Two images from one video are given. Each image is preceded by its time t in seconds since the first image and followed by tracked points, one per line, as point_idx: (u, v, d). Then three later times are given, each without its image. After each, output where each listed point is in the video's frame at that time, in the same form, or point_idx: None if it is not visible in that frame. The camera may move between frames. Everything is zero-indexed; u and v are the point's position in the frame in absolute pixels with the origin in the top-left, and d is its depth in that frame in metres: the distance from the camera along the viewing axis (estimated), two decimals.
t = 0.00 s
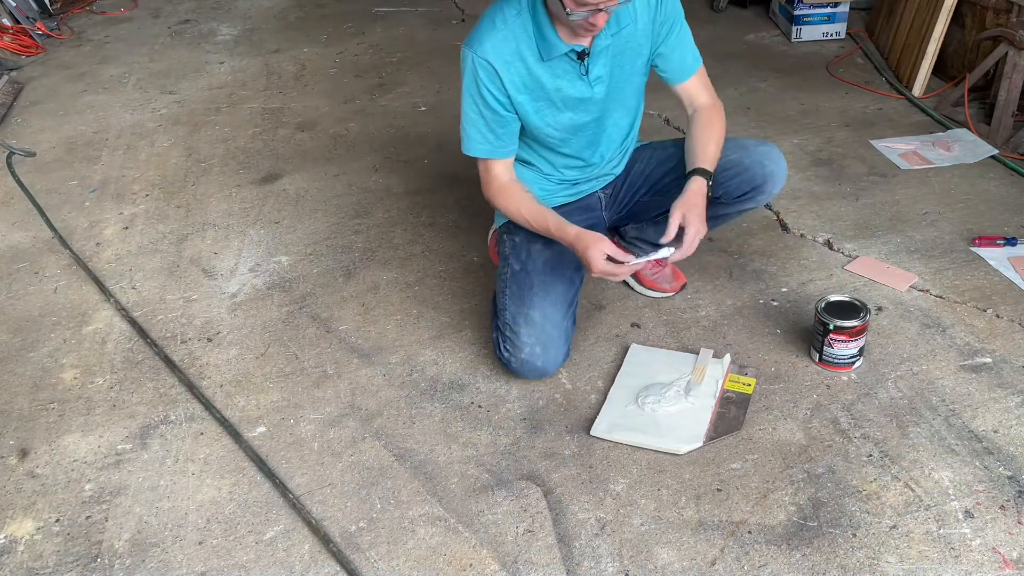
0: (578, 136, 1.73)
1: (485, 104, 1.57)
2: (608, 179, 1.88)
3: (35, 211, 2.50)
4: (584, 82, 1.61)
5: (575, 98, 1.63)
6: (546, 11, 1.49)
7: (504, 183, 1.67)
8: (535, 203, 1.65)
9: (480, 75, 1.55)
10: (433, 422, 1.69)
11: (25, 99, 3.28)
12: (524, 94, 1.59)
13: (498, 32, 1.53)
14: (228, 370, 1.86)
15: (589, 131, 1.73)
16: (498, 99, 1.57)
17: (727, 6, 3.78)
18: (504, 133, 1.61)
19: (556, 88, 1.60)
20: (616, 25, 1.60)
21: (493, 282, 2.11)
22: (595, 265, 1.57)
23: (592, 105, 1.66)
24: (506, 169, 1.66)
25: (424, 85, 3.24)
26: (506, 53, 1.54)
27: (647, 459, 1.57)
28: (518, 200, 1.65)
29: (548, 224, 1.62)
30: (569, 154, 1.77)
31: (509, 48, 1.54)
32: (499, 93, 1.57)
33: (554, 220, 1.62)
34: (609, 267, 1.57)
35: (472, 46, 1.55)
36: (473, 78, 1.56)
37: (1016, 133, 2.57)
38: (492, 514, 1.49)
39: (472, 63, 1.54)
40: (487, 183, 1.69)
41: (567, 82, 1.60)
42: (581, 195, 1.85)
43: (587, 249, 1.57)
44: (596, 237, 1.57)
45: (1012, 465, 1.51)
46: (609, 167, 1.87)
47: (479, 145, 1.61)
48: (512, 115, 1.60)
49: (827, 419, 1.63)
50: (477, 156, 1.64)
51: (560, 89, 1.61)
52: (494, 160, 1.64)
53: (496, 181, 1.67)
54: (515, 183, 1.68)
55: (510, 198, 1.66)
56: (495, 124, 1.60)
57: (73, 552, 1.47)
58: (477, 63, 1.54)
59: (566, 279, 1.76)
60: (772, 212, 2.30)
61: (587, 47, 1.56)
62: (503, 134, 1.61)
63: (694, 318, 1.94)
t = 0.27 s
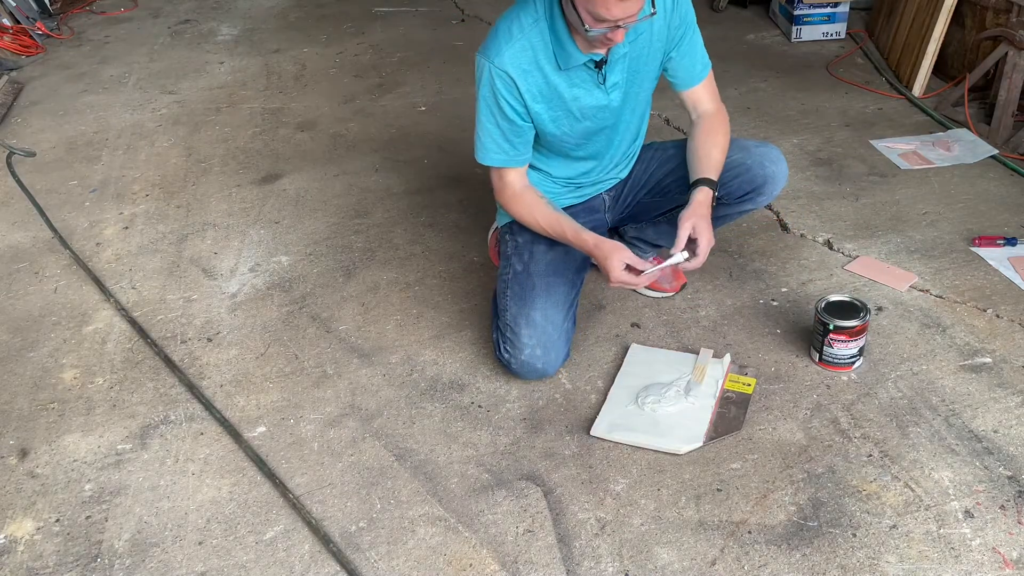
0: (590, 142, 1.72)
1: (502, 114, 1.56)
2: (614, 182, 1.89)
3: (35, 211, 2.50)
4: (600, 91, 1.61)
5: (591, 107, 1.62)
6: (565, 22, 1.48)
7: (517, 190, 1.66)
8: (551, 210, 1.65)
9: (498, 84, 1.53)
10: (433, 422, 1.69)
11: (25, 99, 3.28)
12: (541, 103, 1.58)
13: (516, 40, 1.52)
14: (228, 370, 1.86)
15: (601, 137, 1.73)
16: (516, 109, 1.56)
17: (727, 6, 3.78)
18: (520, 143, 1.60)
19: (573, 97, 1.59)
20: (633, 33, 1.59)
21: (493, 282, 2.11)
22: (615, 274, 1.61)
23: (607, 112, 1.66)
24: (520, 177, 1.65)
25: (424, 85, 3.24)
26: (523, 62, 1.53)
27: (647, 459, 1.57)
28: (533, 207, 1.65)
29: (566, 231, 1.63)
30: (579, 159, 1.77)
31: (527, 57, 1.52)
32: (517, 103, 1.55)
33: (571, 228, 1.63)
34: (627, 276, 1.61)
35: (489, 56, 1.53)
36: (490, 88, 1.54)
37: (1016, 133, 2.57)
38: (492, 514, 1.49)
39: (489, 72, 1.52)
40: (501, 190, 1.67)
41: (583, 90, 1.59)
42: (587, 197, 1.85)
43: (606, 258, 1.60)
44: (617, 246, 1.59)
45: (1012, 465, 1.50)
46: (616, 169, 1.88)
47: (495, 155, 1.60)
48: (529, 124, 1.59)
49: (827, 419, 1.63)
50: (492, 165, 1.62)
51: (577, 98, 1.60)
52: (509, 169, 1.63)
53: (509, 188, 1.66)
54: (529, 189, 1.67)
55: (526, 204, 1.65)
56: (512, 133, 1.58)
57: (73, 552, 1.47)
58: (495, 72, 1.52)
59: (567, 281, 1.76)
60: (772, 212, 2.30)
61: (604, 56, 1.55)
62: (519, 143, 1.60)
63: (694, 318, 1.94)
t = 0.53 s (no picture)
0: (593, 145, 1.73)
1: (507, 119, 1.56)
2: (615, 184, 1.89)
3: (35, 211, 2.50)
4: (605, 96, 1.61)
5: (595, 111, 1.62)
6: (570, 27, 1.47)
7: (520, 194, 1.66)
8: (553, 212, 1.66)
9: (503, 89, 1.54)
10: (433, 422, 1.69)
11: (25, 99, 3.28)
12: (546, 108, 1.58)
13: (521, 45, 1.52)
14: (228, 370, 1.86)
15: (605, 140, 1.73)
16: (520, 114, 1.56)
17: (727, 6, 3.78)
18: (524, 147, 1.60)
19: (578, 102, 1.59)
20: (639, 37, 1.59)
21: (493, 282, 2.11)
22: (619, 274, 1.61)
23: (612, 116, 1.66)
24: (523, 181, 1.66)
25: (424, 85, 3.24)
26: (529, 67, 1.53)
27: (647, 459, 1.57)
28: (536, 210, 1.66)
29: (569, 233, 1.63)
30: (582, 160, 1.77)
31: (532, 63, 1.53)
32: (521, 108, 1.56)
33: (574, 230, 1.63)
34: (631, 277, 1.61)
35: (493, 60, 1.53)
36: (495, 93, 1.54)
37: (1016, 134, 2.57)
38: (492, 514, 1.49)
39: (494, 77, 1.53)
40: (503, 193, 1.68)
41: (588, 95, 1.59)
42: (589, 198, 1.85)
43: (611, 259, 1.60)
44: (621, 246, 1.60)
45: (1012, 465, 1.50)
46: (618, 170, 1.88)
47: (498, 159, 1.61)
48: (533, 129, 1.59)
49: (827, 419, 1.63)
50: (496, 168, 1.63)
51: (582, 103, 1.60)
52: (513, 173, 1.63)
53: (511, 191, 1.66)
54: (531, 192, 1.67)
55: (528, 207, 1.66)
56: (517, 137, 1.59)
57: (73, 552, 1.47)
58: (500, 77, 1.52)
59: (568, 282, 1.76)
60: (772, 212, 2.30)
61: (609, 61, 1.55)
62: (523, 148, 1.61)
63: (694, 318, 1.94)
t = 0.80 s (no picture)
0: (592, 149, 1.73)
1: (506, 126, 1.56)
2: (614, 185, 1.89)
3: (35, 211, 2.50)
4: (605, 100, 1.61)
5: (594, 116, 1.62)
6: (568, 34, 1.47)
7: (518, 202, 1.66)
8: (551, 220, 1.66)
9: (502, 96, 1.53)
10: (433, 422, 1.69)
11: (25, 99, 3.28)
12: (545, 113, 1.58)
13: (520, 52, 1.51)
14: (228, 370, 1.86)
15: (604, 143, 1.73)
16: (519, 120, 1.56)
17: (727, 6, 3.78)
18: (524, 153, 1.60)
19: (577, 107, 1.59)
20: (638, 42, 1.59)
21: (493, 282, 2.11)
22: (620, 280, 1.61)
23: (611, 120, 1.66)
24: (522, 186, 1.66)
25: (424, 85, 3.24)
26: (528, 74, 1.53)
27: (647, 459, 1.57)
28: (534, 218, 1.66)
29: (568, 241, 1.63)
30: (580, 162, 1.77)
31: (531, 69, 1.53)
32: (520, 114, 1.56)
33: (573, 237, 1.63)
34: (632, 283, 1.62)
35: (493, 66, 1.52)
36: (494, 100, 1.54)
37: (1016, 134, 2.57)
38: (492, 514, 1.49)
39: (493, 84, 1.52)
40: (501, 200, 1.68)
41: (587, 100, 1.59)
42: (588, 199, 1.85)
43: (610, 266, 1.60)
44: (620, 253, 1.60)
45: (1012, 465, 1.50)
46: (617, 171, 1.87)
47: (497, 166, 1.61)
48: (532, 135, 1.59)
49: (827, 419, 1.63)
50: (495, 174, 1.63)
51: (581, 108, 1.60)
52: (512, 179, 1.63)
53: (508, 199, 1.66)
54: (529, 200, 1.67)
55: (526, 215, 1.66)
56: (517, 144, 1.59)
57: (73, 552, 1.47)
58: (500, 84, 1.52)
59: (567, 281, 1.76)
60: (772, 212, 2.30)
61: (609, 67, 1.55)
62: (522, 154, 1.60)
63: (694, 318, 1.94)
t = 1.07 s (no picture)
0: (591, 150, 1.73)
1: (505, 130, 1.56)
2: (614, 185, 1.89)
3: (35, 211, 2.50)
4: (603, 102, 1.61)
5: (593, 117, 1.63)
6: (564, 38, 1.47)
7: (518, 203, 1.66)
8: (552, 220, 1.65)
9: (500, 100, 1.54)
10: (433, 422, 1.69)
11: (25, 99, 3.28)
12: (544, 116, 1.58)
13: (518, 56, 1.52)
14: (228, 370, 1.86)
15: (602, 144, 1.74)
16: (518, 124, 1.56)
17: (727, 6, 3.77)
18: (523, 156, 1.60)
19: (575, 109, 1.59)
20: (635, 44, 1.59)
21: (493, 282, 2.11)
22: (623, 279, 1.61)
23: (610, 122, 1.66)
24: (522, 189, 1.66)
25: (424, 85, 3.24)
26: (526, 78, 1.53)
27: (647, 459, 1.57)
28: (535, 218, 1.66)
29: (569, 241, 1.63)
30: (580, 163, 1.77)
31: (529, 73, 1.53)
32: (519, 117, 1.56)
33: (574, 237, 1.63)
34: (635, 281, 1.61)
35: (490, 71, 1.53)
36: (492, 104, 1.54)
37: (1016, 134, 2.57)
38: (492, 514, 1.49)
39: (491, 88, 1.53)
40: (501, 202, 1.68)
41: (585, 102, 1.59)
42: (588, 199, 1.85)
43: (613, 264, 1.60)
44: (622, 251, 1.60)
45: (1012, 465, 1.50)
46: (616, 172, 1.87)
47: (497, 169, 1.61)
48: (531, 138, 1.59)
49: (827, 419, 1.63)
50: (494, 177, 1.63)
51: (579, 110, 1.60)
52: (512, 182, 1.63)
53: (508, 201, 1.66)
54: (529, 201, 1.67)
55: (527, 215, 1.66)
56: (516, 147, 1.59)
57: (73, 552, 1.47)
58: (498, 88, 1.52)
59: (567, 281, 1.76)
60: (772, 212, 2.30)
61: (606, 69, 1.55)
62: (522, 157, 1.60)
63: (694, 318, 1.94)
